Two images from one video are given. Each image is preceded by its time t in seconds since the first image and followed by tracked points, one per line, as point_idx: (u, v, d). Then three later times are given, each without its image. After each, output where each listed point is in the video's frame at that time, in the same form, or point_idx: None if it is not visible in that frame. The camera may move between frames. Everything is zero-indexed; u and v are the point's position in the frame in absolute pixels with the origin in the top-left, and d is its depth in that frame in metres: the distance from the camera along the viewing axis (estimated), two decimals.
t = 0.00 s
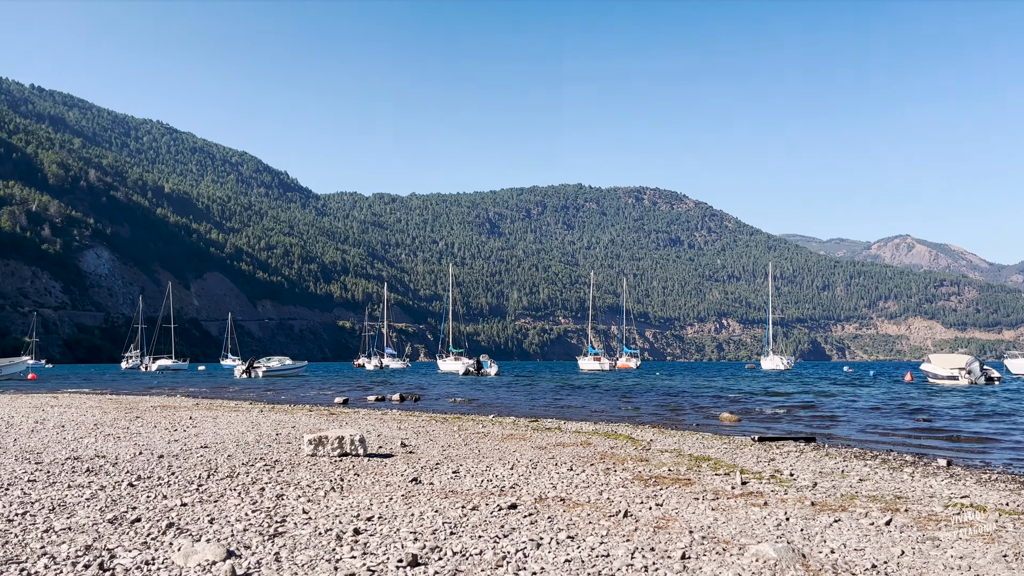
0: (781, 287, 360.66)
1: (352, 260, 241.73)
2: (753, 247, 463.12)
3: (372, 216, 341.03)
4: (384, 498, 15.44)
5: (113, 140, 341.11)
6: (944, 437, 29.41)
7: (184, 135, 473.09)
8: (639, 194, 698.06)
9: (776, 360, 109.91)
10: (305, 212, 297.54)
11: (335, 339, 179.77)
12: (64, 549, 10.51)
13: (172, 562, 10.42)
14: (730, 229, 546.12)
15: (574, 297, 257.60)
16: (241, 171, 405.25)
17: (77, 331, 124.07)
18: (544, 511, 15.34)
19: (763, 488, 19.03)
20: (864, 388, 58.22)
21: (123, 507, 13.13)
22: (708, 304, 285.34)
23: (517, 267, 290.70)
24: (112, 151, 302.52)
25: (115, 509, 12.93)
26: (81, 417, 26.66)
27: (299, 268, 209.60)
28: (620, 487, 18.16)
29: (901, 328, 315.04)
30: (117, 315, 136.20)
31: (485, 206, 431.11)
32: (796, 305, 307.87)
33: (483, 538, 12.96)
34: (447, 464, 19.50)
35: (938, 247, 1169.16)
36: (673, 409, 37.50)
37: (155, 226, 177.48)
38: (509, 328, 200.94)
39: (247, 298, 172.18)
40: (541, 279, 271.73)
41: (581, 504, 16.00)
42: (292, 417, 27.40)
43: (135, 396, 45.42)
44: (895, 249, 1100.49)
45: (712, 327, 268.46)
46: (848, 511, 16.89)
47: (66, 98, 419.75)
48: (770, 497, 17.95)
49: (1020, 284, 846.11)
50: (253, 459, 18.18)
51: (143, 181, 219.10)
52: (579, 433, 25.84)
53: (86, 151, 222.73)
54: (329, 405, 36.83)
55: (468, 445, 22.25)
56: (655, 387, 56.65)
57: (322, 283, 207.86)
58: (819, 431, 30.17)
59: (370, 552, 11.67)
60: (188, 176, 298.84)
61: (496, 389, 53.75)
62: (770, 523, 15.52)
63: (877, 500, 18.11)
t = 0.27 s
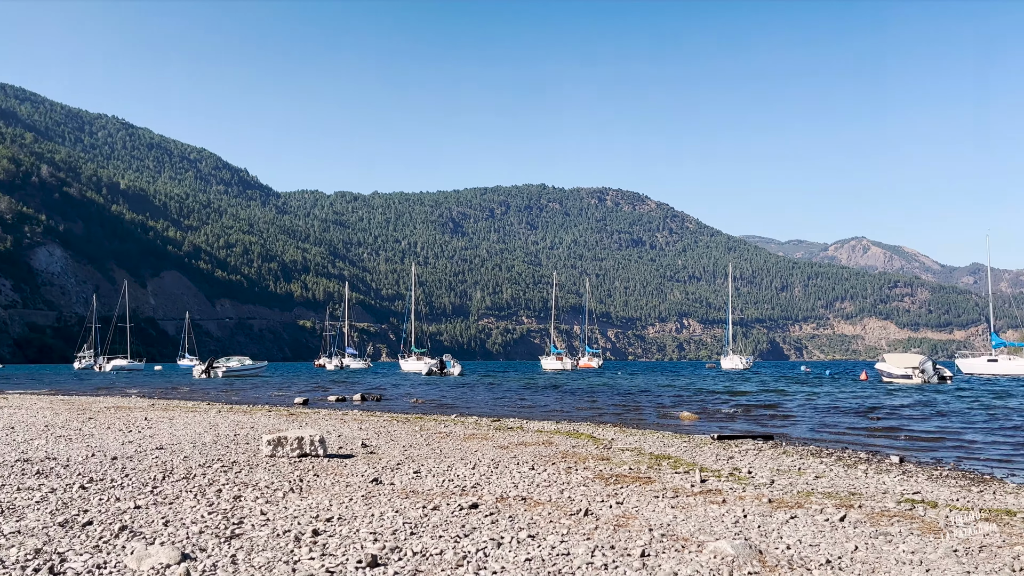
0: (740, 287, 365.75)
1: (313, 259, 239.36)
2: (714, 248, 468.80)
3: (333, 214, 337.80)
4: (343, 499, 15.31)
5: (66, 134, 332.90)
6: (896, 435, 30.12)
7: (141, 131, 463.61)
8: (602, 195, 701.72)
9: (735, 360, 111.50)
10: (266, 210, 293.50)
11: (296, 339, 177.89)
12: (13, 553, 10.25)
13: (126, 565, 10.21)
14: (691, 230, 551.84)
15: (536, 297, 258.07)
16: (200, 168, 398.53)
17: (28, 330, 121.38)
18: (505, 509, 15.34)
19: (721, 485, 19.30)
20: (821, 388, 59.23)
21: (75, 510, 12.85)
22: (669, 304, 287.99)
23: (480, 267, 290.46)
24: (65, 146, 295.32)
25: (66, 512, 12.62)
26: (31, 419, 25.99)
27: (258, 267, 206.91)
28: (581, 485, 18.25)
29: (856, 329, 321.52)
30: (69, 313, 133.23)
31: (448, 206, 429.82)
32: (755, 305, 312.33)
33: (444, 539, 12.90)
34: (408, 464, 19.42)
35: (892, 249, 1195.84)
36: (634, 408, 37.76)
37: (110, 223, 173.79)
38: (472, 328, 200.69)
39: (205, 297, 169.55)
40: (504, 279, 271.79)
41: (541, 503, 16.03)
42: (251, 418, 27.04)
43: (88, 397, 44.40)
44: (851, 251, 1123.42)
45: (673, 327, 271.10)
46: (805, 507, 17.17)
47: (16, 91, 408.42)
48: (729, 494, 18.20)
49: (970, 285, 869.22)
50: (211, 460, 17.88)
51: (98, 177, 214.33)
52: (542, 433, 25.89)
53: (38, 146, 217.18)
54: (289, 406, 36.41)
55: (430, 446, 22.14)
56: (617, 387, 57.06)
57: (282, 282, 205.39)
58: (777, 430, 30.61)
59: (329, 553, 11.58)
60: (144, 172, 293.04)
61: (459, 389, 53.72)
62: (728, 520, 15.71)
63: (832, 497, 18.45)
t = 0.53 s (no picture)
0: (701, 287, 369.79)
1: (274, 258, 236.53)
2: (676, 249, 473.14)
3: (295, 212, 333.94)
4: (302, 500, 15.15)
5: (16, 128, 323.94)
6: (852, 432, 30.67)
7: (95, 126, 453.22)
8: (565, 195, 704.12)
9: (697, 359, 112.80)
10: (225, 208, 289.18)
11: (255, 338, 175.64)
12: None
13: (78, 570, 9.98)
14: (653, 230, 556.55)
15: (500, 296, 258.02)
16: (157, 164, 390.94)
17: None
18: (466, 509, 15.30)
19: (682, 483, 19.48)
20: (779, 387, 60.13)
21: (24, 513, 12.51)
22: (632, 304, 289.98)
23: (443, 267, 289.61)
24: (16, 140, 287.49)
25: (16, 516, 12.29)
26: None
27: (217, 265, 203.81)
28: (543, 484, 18.29)
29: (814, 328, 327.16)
30: (20, 312, 129.77)
31: (411, 205, 427.51)
32: (716, 305, 316.01)
33: (404, 538, 12.83)
34: (369, 464, 19.28)
35: (849, 250, 1219.70)
36: (596, 407, 37.96)
37: (63, 220, 169.64)
38: (435, 327, 200.10)
39: (162, 296, 166.49)
40: (467, 278, 271.32)
41: (502, 503, 16.02)
42: (209, 419, 26.64)
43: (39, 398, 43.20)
44: (809, 252, 1142.72)
45: (635, 326, 273.13)
46: (762, 504, 17.43)
47: None
48: (688, 492, 18.39)
49: (923, 285, 890.18)
50: (167, 462, 17.54)
51: (51, 173, 209.08)
52: (504, 432, 25.89)
53: None
54: (248, 406, 35.92)
55: (391, 446, 22.01)
56: (580, 386, 57.36)
57: (242, 281, 202.52)
58: (735, 428, 31.01)
59: (287, 555, 11.43)
60: (99, 168, 286.51)
61: (421, 389, 53.51)
62: (688, 517, 15.87)
63: (789, 493, 18.75)
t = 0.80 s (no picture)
0: (666, 286, 372.89)
1: (236, 256, 233.39)
2: (640, 248, 476.41)
3: (258, 210, 329.91)
4: (264, 500, 14.96)
5: None
6: (812, 430, 31.19)
7: (50, 120, 442.52)
8: (531, 194, 705.03)
9: (661, 358, 113.74)
10: (186, 205, 284.70)
11: (217, 337, 173.25)
12: None
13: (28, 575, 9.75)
14: (619, 230, 560.09)
15: (466, 295, 257.55)
16: (116, 160, 383.31)
17: None
18: (431, 509, 15.23)
19: (646, 481, 19.62)
20: (741, 384, 60.91)
21: None
22: (597, 303, 291.36)
23: (409, 266, 288.33)
24: None
25: None
26: None
27: (178, 264, 200.54)
28: (506, 484, 18.30)
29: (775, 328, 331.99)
30: None
31: (376, 203, 424.91)
32: (680, 304, 319.11)
33: (367, 538, 12.73)
34: (332, 464, 19.13)
35: (810, 250, 1240.02)
36: (561, 405, 37.96)
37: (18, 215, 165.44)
38: (401, 326, 199.13)
39: (120, 295, 163.39)
40: (433, 277, 270.43)
41: (467, 502, 16.01)
42: (168, 419, 26.10)
43: None
44: (772, 252, 1159.48)
45: (601, 325, 274.68)
46: (725, 501, 17.63)
47: None
48: (651, 490, 18.54)
49: (882, 285, 908.57)
50: (124, 463, 17.19)
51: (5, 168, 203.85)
52: (469, 431, 25.84)
53: None
54: (208, 406, 35.28)
55: (355, 445, 21.85)
56: (545, 384, 57.45)
57: (203, 279, 199.44)
58: (698, 426, 31.31)
59: (247, 556, 11.27)
60: (54, 164, 280.00)
61: (385, 388, 53.22)
62: (650, 515, 15.99)
63: (750, 490, 19.02)
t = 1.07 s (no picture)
0: (629, 285, 375.74)
1: (195, 253, 229.44)
2: (604, 247, 479.20)
3: (217, 206, 324.63)
4: (221, 501, 14.74)
5: None
6: (770, 426, 31.68)
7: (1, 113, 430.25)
8: (495, 193, 704.85)
9: (623, 356, 114.61)
10: (143, 201, 278.91)
11: (175, 336, 170.37)
12: None
13: None
14: (582, 229, 562.98)
15: (429, 294, 256.56)
16: (69, 155, 374.28)
17: None
18: (390, 508, 15.16)
19: (607, 478, 19.75)
20: (702, 383, 61.59)
21: None
22: (561, 302, 292.31)
23: (372, 264, 286.44)
24: None
25: None
26: None
27: (134, 261, 196.57)
28: (468, 482, 18.26)
29: (735, 327, 336.78)
30: None
31: (338, 200, 421.00)
32: (642, 303, 321.85)
33: (326, 539, 12.62)
34: (292, 464, 18.91)
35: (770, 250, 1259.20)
36: (525, 404, 38.02)
37: None
38: (363, 325, 197.74)
39: (74, 292, 159.77)
40: (396, 275, 268.90)
41: (427, 501, 15.93)
42: (124, 419, 25.58)
43: None
44: (732, 251, 1175.56)
45: (564, 324, 275.72)
46: (684, 498, 17.81)
47: None
48: (613, 487, 18.66)
49: (838, 285, 927.04)
50: (77, 465, 16.81)
51: None
52: (430, 430, 25.73)
53: None
54: (165, 406, 34.63)
55: (315, 445, 21.62)
56: (508, 383, 57.42)
57: (160, 277, 195.72)
58: (661, 423, 31.62)
59: (202, 558, 11.09)
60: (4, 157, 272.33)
61: (346, 387, 52.82)
62: (611, 512, 16.08)
63: (709, 487, 19.24)
